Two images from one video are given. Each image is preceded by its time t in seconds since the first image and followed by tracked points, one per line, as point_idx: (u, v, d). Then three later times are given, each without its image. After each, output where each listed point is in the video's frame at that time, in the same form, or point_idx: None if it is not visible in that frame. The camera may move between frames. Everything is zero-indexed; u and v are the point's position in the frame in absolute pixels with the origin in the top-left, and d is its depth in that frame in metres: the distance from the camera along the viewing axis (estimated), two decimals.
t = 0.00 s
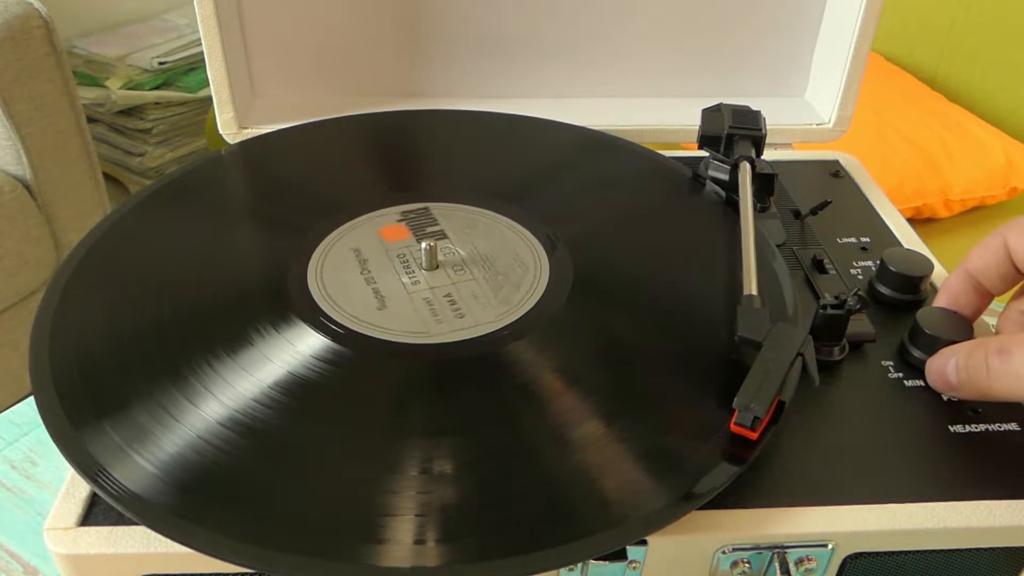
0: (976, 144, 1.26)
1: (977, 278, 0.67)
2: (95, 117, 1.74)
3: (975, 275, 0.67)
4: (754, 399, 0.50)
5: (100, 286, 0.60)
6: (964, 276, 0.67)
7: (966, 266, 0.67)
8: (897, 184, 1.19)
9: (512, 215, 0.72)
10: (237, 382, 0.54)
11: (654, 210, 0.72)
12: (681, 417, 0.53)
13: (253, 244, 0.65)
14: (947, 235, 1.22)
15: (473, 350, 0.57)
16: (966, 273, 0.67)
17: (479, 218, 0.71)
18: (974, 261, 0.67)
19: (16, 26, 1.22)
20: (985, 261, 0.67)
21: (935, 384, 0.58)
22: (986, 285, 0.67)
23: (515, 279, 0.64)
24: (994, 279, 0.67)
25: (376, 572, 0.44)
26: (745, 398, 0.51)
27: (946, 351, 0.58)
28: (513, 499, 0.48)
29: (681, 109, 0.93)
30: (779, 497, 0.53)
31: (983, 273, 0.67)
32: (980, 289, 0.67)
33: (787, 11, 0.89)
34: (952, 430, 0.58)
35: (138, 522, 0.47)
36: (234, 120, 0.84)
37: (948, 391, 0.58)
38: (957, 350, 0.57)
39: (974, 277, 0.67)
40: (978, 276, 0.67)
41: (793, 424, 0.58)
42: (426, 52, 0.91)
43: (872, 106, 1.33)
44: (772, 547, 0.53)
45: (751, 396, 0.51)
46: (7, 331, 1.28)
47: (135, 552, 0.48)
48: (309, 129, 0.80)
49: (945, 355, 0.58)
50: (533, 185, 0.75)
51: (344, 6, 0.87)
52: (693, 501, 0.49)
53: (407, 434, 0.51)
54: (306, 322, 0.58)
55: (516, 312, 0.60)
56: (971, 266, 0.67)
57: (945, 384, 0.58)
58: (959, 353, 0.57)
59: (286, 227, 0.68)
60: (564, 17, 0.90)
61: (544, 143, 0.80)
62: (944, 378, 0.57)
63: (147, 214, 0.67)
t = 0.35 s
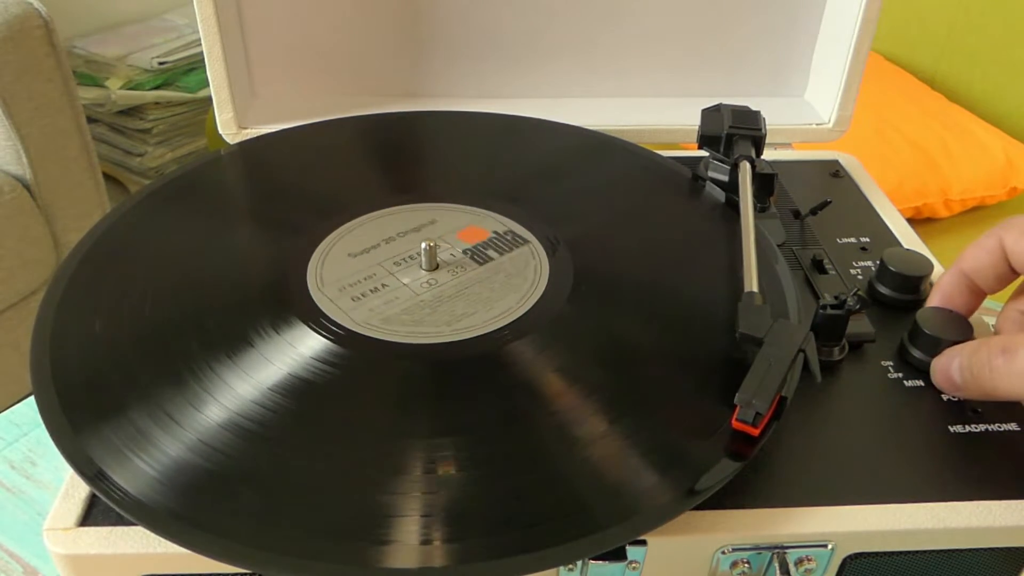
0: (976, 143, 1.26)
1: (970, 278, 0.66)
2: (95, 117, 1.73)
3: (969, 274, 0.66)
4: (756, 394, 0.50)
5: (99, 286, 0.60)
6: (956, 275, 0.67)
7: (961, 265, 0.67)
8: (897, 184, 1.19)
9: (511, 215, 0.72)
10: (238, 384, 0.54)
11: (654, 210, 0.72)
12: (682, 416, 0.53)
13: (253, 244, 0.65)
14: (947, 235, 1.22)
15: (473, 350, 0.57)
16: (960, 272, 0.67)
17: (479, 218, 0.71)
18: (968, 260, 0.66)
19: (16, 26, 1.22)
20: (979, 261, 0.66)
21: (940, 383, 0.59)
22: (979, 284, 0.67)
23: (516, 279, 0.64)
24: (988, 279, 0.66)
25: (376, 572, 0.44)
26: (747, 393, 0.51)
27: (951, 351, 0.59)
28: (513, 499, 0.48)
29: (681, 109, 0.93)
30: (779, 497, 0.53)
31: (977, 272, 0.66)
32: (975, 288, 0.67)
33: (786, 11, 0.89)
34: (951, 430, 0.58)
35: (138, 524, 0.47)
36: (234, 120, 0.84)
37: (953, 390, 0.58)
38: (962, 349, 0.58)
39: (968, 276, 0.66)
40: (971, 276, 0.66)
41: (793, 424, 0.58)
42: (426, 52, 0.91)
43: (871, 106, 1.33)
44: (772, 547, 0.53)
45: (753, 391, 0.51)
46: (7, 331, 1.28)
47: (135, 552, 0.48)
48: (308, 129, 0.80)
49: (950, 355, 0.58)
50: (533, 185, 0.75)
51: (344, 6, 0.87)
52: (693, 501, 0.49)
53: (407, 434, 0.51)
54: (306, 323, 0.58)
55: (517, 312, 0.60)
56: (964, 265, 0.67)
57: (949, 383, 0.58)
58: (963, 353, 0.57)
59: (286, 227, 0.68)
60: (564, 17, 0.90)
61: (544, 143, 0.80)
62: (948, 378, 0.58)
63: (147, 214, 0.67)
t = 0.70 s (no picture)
0: (976, 143, 1.26)
1: (966, 280, 0.66)
2: (95, 117, 1.73)
3: (965, 275, 0.66)
4: (756, 395, 0.50)
5: (99, 286, 0.60)
6: (952, 274, 0.66)
7: (957, 265, 0.66)
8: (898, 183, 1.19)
9: (511, 215, 0.72)
10: (237, 384, 0.54)
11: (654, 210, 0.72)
12: (681, 417, 0.53)
13: (253, 244, 0.65)
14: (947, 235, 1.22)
15: (473, 350, 0.57)
16: (955, 272, 0.66)
17: (478, 219, 0.71)
18: (965, 260, 0.66)
19: (16, 26, 1.22)
20: (976, 261, 0.65)
21: (952, 385, 0.58)
22: (974, 285, 0.66)
23: (515, 279, 0.64)
24: (984, 280, 0.66)
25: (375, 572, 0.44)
26: (747, 394, 0.51)
27: (960, 352, 0.58)
28: (513, 498, 0.48)
29: (681, 109, 0.93)
30: (779, 497, 0.53)
31: (973, 273, 0.66)
32: (969, 291, 0.66)
33: (786, 11, 0.89)
34: (951, 430, 0.58)
35: (138, 523, 0.47)
36: (233, 120, 0.84)
37: (965, 391, 0.57)
38: (971, 350, 0.57)
39: (963, 277, 0.66)
40: (967, 277, 0.66)
41: (793, 424, 0.58)
42: (426, 52, 0.91)
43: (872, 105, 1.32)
44: (772, 547, 0.53)
45: (753, 392, 0.51)
46: (8, 331, 1.28)
47: (135, 552, 0.48)
48: (308, 130, 0.79)
49: (960, 356, 0.58)
50: (533, 185, 0.75)
51: (343, 7, 0.87)
52: (693, 501, 0.49)
53: (407, 434, 0.51)
54: (306, 323, 0.58)
55: (517, 312, 0.60)
56: (960, 266, 0.66)
57: (960, 384, 0.57)
58: (973, 353, 0.57)
59: (286, 227, 0.68)
60: (564, 16, 0.90)
61: (543, 143, 0.80)
62: (960, 379, 0.57)
63: (146, 214, 0.67)
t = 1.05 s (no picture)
0: (976, 143, 1.26)
1: (968, 278, 0.66)
2: (95, 117, 1.73)
3: (967, 274, 0.66)
4: (754, 398, 0.51)
5: (99, 286, 0.60)
6: (955, 274, 0.66)
7: (959, 264, 0.66)
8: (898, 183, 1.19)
9: (511, 215, 0.72)
10: (236, 383, 0.54)
11: (654, 210, 0.72)
12: (681, 417, 0.53)
13: (252, 244, 0.65)
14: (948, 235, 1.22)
15: (472, 351, 0.57)
16: (957, 271, 0.66)
17: (477, 219, 0.71)
18: (967, 259, 0.66)
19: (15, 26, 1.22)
20: (980, 261, 0.65)
21: (952, 386, 0.58)
22: (975, 285, 0.66)
23: (515, 280, 0.64)
24: (985, 280, 0.66)
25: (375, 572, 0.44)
26: (745, 396, 0.51)
27: (961, 352, 0.58)
28: (513, 498, 0.48)
29: (681, 109, 0.93)
30: (779, 497, 0.53)
31: (976, 273, 0.65)
32: (971, 291, 0.66)
33: (786, 10, 0.89)
34: (951, 430, 0.58)
35: (137, 523, 0.47)
36: (234, 120, 0.85)
37: (966, 391, 0.58)
38: (973, 350, 0.57)
39: (965, 276, 0.66)
40: (970, 276, 0.66)
41: (793, 425, 0.58)
42: (426, 52, 0.91)
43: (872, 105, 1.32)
44: (772, 547, 0.53)
45: (751, 394, 0.51)
46: (8, 331, 1.28)
47: (134, 552, 0.48)
48: (308, 130, 0.79)
49: (962, 357, 0.58)
50: (533, 184, 0.75)
51: (343, 7, 0.87)
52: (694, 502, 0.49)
53: (406, 434, 0.51)
54: (305, 323, 0.58)
55: (517, 312, 0.60)
56: (963, 265, 0.66)
57: (962, 385, 0.58)
58: (974, 354, 0.57)
59: (286, 227, 0.68)
60: (564, 16, 0.90)
61: (543, 143, 0.80)
62: (961, 380, 0.57)
63: (146, 214, 0.67)
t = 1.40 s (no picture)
0: (976, 143, 1.26)
1: None
2: (95, 117, 1.74)
3: None
4: (754, 396, 0.50)
5: (99, 285, 0.60)
6: None
7: None
8: (898, 183, 1.19)
9: (511, 215, 0.72)
10: (236, 383, 0.54)
11: (654, 210, 0.72)
12: (681, 417, 0.53)
13: (252, 244, 0.65)
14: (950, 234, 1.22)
15: (472, 350, 0.57)
16: None
17: (478, 218, 0.71)
18: None
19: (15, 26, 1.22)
20: None
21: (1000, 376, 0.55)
22: None
23: (515, 279, 0.64)
24: None
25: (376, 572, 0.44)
26: (745, 394, 0.51)
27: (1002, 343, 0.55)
28: (513, 498, 0.48)
29: (681, 109, 0.93)
30: (779, 496, 0.53)
31: None
32: None
33: (785, 11, 0.89)
34: (951, 430, 0.58)
35: (137, 523, 0.47)
36: (233, 120, 0.85)
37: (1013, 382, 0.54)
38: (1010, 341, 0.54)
39: None
40: None
41: (793, 425, 0.58)
42: (426, 52, 0.91)
43: (873, 105, 1.32)
44: (772, 547, 0.53)
45: (751, 392, 0.51)
46: (8, 330, 1.28)
47: (134, 552, 0.48)
48: (309, 130, 0.79)
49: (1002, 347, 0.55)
50: (533, 184, 0.75)
51: (342, 7, 0.87)
52: (693, 501, 0.48)
53: (406, 433, 0.51)
54: (305, 323, 0.58)
55: (517, 312, 0.60)
56: None
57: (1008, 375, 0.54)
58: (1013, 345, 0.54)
59: (286, 227, 0.68)
60: (564, 16, 0.90)
61: (543, 143, 0.80)
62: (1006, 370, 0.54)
63: (146, 213, 0.67)
